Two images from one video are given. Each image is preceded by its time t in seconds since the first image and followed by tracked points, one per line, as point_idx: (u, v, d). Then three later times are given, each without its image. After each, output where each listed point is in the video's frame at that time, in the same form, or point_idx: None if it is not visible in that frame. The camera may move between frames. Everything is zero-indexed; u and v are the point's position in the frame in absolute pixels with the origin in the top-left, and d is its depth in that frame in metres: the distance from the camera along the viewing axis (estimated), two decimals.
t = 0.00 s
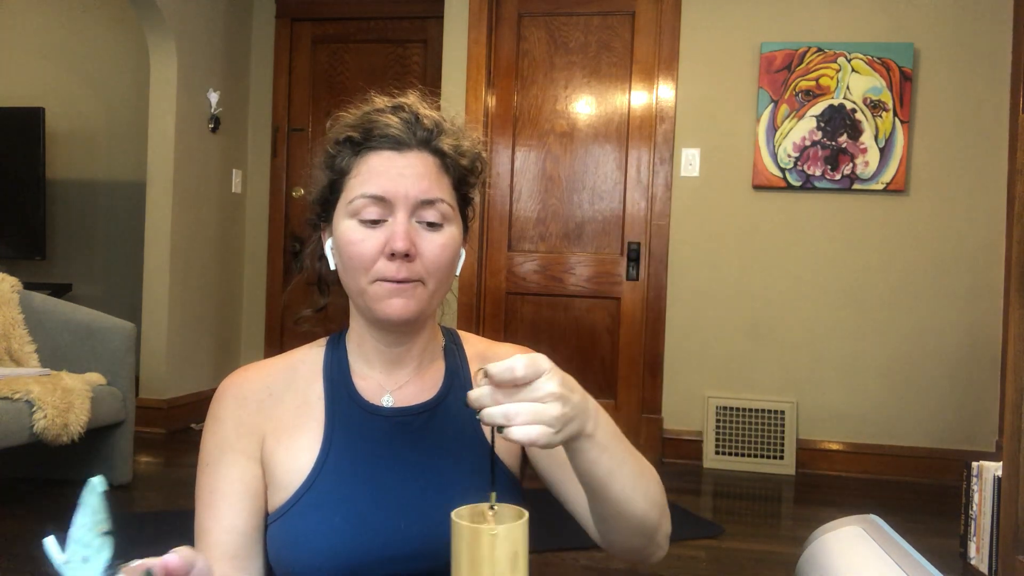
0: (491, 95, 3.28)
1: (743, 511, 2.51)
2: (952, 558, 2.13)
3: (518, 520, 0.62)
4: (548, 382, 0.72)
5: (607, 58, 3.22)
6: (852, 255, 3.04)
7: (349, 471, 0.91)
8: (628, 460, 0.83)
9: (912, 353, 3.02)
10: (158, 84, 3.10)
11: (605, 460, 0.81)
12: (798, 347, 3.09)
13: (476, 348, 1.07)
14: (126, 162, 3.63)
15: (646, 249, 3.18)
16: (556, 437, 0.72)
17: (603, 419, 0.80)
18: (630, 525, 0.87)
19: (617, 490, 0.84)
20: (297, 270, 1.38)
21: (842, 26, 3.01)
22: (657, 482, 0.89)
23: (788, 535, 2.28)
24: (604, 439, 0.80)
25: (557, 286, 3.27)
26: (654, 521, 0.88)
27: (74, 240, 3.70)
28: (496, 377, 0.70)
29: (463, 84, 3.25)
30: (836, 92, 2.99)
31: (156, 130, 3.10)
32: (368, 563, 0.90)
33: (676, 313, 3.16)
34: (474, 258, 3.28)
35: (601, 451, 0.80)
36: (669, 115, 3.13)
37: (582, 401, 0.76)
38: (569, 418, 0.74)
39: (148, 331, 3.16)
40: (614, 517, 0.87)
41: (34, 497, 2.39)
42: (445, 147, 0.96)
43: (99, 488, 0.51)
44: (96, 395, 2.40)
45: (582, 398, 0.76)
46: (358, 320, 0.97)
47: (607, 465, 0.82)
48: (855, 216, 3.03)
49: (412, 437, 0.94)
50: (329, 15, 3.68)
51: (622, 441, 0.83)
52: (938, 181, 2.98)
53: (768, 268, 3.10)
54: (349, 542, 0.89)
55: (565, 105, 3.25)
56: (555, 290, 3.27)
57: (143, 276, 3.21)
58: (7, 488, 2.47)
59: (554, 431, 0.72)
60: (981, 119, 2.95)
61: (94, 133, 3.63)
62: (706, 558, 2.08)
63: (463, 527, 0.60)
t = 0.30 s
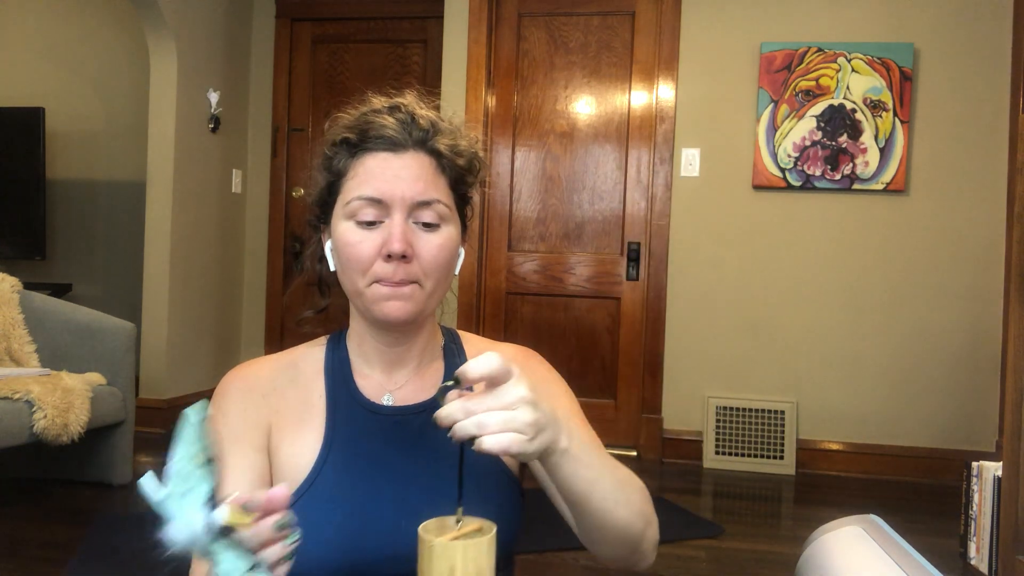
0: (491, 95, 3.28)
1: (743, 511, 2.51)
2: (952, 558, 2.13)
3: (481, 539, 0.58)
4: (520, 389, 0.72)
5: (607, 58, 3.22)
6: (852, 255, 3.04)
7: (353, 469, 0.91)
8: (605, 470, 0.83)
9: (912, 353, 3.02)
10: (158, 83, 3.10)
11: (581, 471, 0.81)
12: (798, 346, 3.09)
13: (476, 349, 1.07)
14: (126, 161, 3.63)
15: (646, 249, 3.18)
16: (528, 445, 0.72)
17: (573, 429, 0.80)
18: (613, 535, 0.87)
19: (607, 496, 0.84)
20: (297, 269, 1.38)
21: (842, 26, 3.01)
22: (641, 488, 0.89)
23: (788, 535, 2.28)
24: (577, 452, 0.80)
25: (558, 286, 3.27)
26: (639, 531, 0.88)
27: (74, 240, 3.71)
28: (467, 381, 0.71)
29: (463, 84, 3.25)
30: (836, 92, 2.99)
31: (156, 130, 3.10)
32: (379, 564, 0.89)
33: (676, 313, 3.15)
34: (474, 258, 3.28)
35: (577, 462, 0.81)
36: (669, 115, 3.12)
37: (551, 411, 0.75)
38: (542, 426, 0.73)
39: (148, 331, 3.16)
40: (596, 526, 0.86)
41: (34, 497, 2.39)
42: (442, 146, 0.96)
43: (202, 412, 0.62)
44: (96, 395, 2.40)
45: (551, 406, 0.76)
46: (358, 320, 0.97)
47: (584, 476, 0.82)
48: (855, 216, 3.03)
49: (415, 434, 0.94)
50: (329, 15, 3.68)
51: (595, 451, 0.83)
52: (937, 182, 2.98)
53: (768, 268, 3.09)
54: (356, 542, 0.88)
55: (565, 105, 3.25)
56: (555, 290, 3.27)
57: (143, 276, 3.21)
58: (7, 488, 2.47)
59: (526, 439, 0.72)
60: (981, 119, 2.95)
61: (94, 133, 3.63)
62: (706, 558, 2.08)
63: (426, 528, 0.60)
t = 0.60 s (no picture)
0: (491, 95, 3.28)
1: (744, 511, 2.51)
2: (952, 558, 2.13)
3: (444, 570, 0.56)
4: (485, 404, 0.71)
5: (607, 58, 3.22)
6: (852, 255, 3.04)
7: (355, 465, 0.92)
8: (578, 486, 0.83)
9: (912, 353, 3.02)
10: (158, 83, 3.10)
11: (554, 489, 0.81)
12: (798, 346, 3.09)
13: (477, 349, 1.07)
14: (126, 161, 3.63)
15: (646, 249, 3.19)
16: (500, 456, 0.71)
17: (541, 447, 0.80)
18: (591, 553, 0.86)
19: (582, 513, 0.83)
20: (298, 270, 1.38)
21: (842, 26, 3.01)
22: (622, 504, 0.89)
23: (788, 535, 2.28)
24: (548, 469, 0.80)
25: (557, 286, 3.27)
26: (617, 548, 0.87)
27: (74, 240, 3.70)
28: (430, 400, 0.69)
29: (463, 84, 3.25)
30: (836, 92, 2.99)
31: (156, 130, 3.10)
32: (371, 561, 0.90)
33: (676, 313, 3.15)
34: (474, 258, 3.28)
35: (549, 480, 0.80)
36: (669, 115, 3.12)
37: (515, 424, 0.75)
38: (511, 438, 0.73)
39: (148, 331, 3.16)
40: (572, 545, 0.85)
41: (33, 497, 2.39)
42: (439, 145, 0.96)
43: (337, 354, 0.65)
44: (96, 395, 2.39)
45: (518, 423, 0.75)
46: (358, 320, 0.97)
47: (557, 494, 0.81)
48: (855, 216, 3.03)
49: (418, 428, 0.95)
50: (329, 15, 3.68)
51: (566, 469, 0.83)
52: (938, 182, 2.98)
53: (768, 268, 3.10)
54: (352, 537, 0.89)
55: (565, 105, 3.25)
56: (555, 290, 3.27)
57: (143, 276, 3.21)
58: (7, 489, 2.47)
59: (497, 450, 0.71)
60: (981, 119, 2.95)
61: (93, 133, 3.63)
62: (706, 558, 2.08)
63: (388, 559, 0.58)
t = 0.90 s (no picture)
0: (491, 95, 3.28)
1: (744, 511, 2.51)
2: (952, 558, 2.13)
3: None
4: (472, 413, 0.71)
5: (607, 59, 3.22)
6: (852, 256, 3.05)
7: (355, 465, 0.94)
8: (567, 497, 0.82)
9: (912, 353, 3.02)
10: (158, 83, 3.10)
11: (543, 501, 0.80)
12: (798, 346, 3.09)
13: (479, 349, 1.07)
14: (127, 161, 3.63)
15: (646, 249, 3.19)
16: (488, 462, 0.71)
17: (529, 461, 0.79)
18: (581, 567, 0.85)
19: (570, 527, 0.82)
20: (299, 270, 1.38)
21: (842, 27, 3.01)
22: (614, 519, 0.88)
23: (788, 535, 2.28)
24: (536, 482, 0.79)
25: (557, 286, 3.27)
26: (608, 560, 0.86)
27: (74, 240, 3.70)
28: (415, 410, 0.72)
29: (463, 84, 3.25)
30: (836, 92, 2.99)
31: (156, 130, 3.10)
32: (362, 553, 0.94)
33: (676, 313, 3.15)
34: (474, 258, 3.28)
35: (538, 493, 0.79)
36: (669, 115, 3.12)
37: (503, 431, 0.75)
38: (498, 445, 0.73)
39: (148, 331, 3.16)
40: (559, 558, 0.85)
41: (33, 497, 2.39)
42: (439, 142, 0.95)
43: (413, 350, 0.66)
44: (96, 395, 2.40)
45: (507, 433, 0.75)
46: (361, 320, 0.97)
47: (545, 507, 0.80)
48: (855, 216, 3.03)
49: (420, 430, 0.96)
50: (329, 15, 3.68)
51: (554, 481, 0.82)
52: (937, 182, 2.99)
53: (768, 268, 3.10)
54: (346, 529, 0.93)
55: (565, 105, 3.25)
56: (555, 290, 3.27)
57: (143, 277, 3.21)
58: (7, 488, 2.47)
59: (486, 456, 0.71)
60: (981, 120, 2.95)
61: (93, 133, 3.63)
62: (706, 558, 2.08)
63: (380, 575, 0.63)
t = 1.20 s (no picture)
0: (492, 95, 3.28)
1: (744, 511, 2.51)
2: (952, 558, 2.12)
3: None
4: (472, 414, 0.72)
5: (607, 58, 3.22)
6: (852, 256, 3.04)
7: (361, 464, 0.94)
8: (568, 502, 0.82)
9: (912, 353, 3.02)
10: (158, 83, 3.10)
11: (543, 506, 0.80)
12: (798, 346, 3.09)
13: (482, 350, 1.06)
14: (126, 161, 3.63)
15: (646, 249, 3.19)
16: (493, 458, 0.71)
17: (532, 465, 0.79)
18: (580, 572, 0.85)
19: (573, 531, 0.82)
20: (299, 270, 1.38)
21: (841, 27, 3.01)
22: (615, 524, 0.88)
23: (788, 535, 2.28)
24: (539, 487, 0.78)
25: (558, 286, 3.27)
26: (608, 566, 0.86)
27: (74, 241, 3.70)
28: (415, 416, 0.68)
29: (463, 84, 3.24)
30: (836, 92, 2.99)
31: (156, 130, 3.10)
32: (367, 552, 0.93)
33: (676, 313, 3.15)
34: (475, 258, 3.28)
35: (539, 496, 0.79)
36: (669, 115, 3.12)
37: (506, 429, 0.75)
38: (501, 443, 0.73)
39: (148, 331, 3.16)
40: (559, 563, 0.85)
41: (34, 497, 2.39)
42: (437, 139, 0.95)
43: (462, 372, 0.70)
44: (96, 395, 2.40)
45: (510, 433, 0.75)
46: (364, 320, 0.97)
47: (548, 511, 0.80)
48: (855, 216, 3.03)
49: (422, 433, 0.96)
50: (329, 15, 3.68)
51: (555, 486, 0.82)
52: (938, 182, 2.98)
53: (768, 268, 3.09)
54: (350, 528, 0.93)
55: (565, 105, 3.25)
56: (555, 290, 3.27)
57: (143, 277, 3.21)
58: (6, 489, 2.47)
59: (491, 452, 0.71)
60: (981, 120, 2.95)
61: (93, 133, 3.63)
62: (706, 558, 2.07)
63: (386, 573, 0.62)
